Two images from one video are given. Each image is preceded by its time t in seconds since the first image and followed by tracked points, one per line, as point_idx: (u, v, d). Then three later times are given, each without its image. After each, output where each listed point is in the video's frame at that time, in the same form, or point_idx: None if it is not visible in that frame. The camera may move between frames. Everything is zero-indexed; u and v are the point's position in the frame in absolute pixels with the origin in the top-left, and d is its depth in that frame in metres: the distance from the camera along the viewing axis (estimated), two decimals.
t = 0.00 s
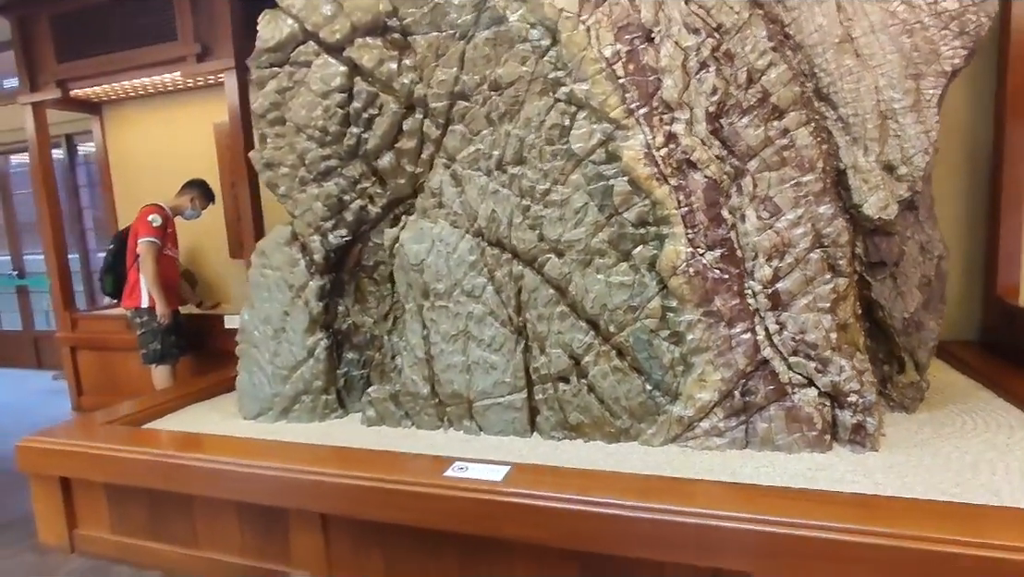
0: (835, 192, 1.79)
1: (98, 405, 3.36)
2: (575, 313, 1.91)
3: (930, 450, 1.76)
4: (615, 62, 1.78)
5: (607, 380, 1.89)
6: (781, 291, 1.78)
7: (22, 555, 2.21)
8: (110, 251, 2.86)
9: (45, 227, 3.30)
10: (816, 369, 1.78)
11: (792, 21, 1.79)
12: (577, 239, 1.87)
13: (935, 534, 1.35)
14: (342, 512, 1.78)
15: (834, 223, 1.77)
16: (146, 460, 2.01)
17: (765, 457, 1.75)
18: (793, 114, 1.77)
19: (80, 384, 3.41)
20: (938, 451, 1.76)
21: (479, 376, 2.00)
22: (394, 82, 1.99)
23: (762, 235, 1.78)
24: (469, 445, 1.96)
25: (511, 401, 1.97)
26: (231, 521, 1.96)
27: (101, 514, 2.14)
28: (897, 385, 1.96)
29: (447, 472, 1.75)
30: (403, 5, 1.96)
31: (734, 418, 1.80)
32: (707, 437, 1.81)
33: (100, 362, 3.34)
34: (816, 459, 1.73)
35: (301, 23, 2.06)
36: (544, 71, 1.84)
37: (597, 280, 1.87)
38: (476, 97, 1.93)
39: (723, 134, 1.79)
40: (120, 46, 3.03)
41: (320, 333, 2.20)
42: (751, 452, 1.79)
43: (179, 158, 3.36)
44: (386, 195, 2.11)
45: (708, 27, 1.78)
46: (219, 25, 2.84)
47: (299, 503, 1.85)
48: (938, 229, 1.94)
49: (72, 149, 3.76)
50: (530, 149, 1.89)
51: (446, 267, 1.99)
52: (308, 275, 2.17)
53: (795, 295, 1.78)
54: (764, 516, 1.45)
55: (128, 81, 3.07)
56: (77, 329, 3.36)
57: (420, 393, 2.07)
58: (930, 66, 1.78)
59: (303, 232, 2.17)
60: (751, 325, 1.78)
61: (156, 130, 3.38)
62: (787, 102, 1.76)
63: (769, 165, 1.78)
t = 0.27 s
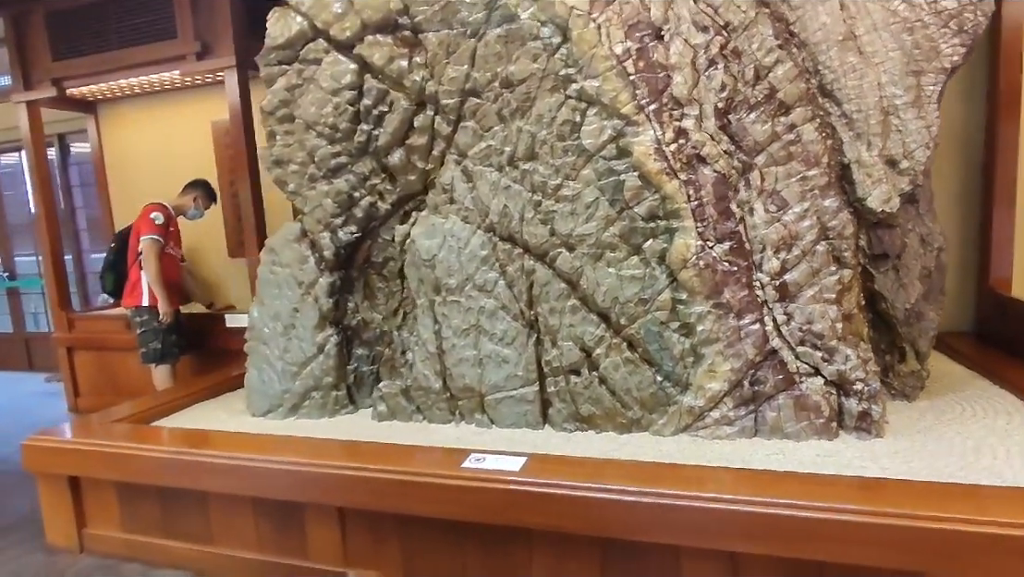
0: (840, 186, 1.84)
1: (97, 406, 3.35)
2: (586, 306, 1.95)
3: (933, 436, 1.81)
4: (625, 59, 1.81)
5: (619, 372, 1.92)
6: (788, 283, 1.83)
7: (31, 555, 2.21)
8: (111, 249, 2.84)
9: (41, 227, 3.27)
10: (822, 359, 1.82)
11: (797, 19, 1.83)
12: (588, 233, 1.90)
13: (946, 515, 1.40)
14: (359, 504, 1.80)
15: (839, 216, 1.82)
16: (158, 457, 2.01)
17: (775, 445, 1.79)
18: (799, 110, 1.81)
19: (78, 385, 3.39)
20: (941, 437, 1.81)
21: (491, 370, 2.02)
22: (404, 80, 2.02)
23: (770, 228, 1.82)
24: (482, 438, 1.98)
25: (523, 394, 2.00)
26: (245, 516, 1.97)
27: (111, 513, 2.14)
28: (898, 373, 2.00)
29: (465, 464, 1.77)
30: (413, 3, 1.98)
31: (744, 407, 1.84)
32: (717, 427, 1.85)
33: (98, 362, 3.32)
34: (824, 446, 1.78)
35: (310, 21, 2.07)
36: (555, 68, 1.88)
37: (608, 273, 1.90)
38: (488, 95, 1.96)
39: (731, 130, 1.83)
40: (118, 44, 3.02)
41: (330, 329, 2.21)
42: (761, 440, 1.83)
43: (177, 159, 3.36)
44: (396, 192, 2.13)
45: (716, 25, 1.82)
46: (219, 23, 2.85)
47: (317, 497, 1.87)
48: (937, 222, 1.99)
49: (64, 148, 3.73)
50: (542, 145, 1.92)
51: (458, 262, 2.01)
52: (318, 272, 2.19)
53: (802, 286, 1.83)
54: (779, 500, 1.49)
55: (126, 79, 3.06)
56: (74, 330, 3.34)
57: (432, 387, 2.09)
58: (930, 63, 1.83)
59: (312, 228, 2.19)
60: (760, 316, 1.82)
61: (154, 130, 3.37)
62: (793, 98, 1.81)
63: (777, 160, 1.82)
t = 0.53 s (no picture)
0: (845, 185, 1.87)
1: (91, 414, 3.31)
2: (596, 306, 1.96)
3: (941, 430, 1.84)
4: (634, 61, 1.83)
5: (630, 371, 1.93)
6: (797, 280, 1.85)
7: (36, 564, 2.18)
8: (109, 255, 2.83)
9: (33, 233, 3.23)
10: (831, 355, 1.85)
11: (802, 20, 1.86)
12: (599, 234, 1.92)
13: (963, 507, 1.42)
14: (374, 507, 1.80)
15: (846, 214, 1.85)
16: (167, 463, 2.00)
17: (787, 441, 1.81)
18: (806, 111, 1.84)
19: (71, 394, 3.35)
20: (948, 430, 1.83)
21: (502, 371, 2.03)
22: (412, 82, 2.02)
23: (778, 226, 1.84)
24: (494, 439, 1.99)
25: (535, 395, 2.01)
26: (256, 522, 1.96)
27: (119, 521, 2.12)
28: (902, 369, 2.03)
29: (483, 465, 1.77)
30: (421, 5, 1.98)
31: (755, 404, 1.86)
32: (728, 424, 1.87)
33: (93, 370, 3.29)
34: (835, 441, 1.80)
35: (316, 24, 2.07)
36: (565, 70, 1.89)
37: (619, 273, 1.92)
38: (497, 96, 1.97)
39: (739, 130, 1.85)
40: (111, 47, 2.98)
41: (337, 333, 2.21)
42: (772, 436, 1.85)
43: (172, 163, 3.34)
44: (403, 194, 2.13)
45: (723, 27, 1.84)
46: (216, 26, 2.82)
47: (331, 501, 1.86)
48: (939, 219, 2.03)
49: (53, 154, 3.70)
50: (551, 146, 1.93)
51: (468, 263, 2.02)
52: (325, 275, 2.18)
53: (810, 284, 1.85)
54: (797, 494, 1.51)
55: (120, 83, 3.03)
56: (67, 338, 3.29)
57: (442, 389, 2.09)
58: (932, 63, 1.86)
59: (319, 231, 2.18)
60: (770, 314, 1.83)
61: (148, 134, 3.36)
62: (800, 99, 1.84)
63: (784, 159, 1.84)
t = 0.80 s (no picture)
0: (853, 190, 1.90)
1: (85, 428, 3.27)
2: (610, 311, 1.97)
3: (950, 428, 1.87)
4: (645, 69, 1.84)
5: (645, 376, 1.95)
6: (808, 283, 1.88)
7: None
8: (108, 266, 2.82)
9: (25, 244, 3.18)
10: (842, 356, 1.88)
11: (808, 29, 1.90)
12: (612, 240, 1.93)
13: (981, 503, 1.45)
14: (394, 516, 1.80)
15: (855, 218, 1.88)
16: (179, 476, 1.98)
17: (802, 442, 1.84)
18: (815, 117, 1.87)
19: (65, 408, 3.30)
20: (957, 428, 1.87)
21: (516, 377, 2.03)
22: (423, 90, 2.02)
23: (789, 230, 1.87)
24: (509, 445, 1.99)
25: (549, 400, 2.02)
26: (271, 534, 1.95)
27: (131, 535, 2.11)
28: (909, 370, 2.06)
29: (503, 471, 1.79)
30: (432, 14, 1.99)
31: (769, 406, 1.89)
32: (743, 426, 1.89)
33: (89, 384, 3.24)
34: (848, 441, 1.83)
35: (325, 33, 2.08)
36: (577, 77, 1.90)
37: (633, 278, 1.93)
38: (508, 104, 1.98)
39: (750, 137, 1.88)
40: (106, 56, 2.95)
41: (348, 341, 2.20)
42: (787, 437, 1.87)
43: (167, 171, 3.33)
44: (413, 202, 2.13)
45: (733, 35, 1.87)
46: (214, 34, 2.80)
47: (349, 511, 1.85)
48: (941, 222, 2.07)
49: (42, 164, 3.66)
50: (564, 154, 1.95)
51: (481, 270, 2.03)
52: (335, 284, 2.18)
53: (821, 287, 1.88)
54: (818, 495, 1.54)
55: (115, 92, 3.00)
56: (60, 350, 3.25)
57: (455, 397, 2.10)
58: (935, 71, 1.90)
59: (328, 240, 2.18)
60: (782, 316, 1.86)
61: (142, 143, 3.34)
62: (809, 105, 1.87)
63: (794, 165, 1.88)
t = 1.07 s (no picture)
0: (856, 192, 1.96)
1: (79, 437, 3.24)
2: (621, 312, 2.00)
3: (952, 422, 1.92)
4: (655, 74, 1.87)
5: (656, 375, 1.98)
6: (814, 283, 1.93)
7: None
8: (105, 272, 2.81)
9: (16, 250, 3.15)
10: (848, 354, 1.92)
11: (811, 36, 1.96)
12: (623, 241, 1.97)
13: (989, 493, 1.51)
14: (413, 517, 1.82)
15: (858, 219, 1.94)
16: (192, 482, 1.97)
17: (810, 438, 1.88)
18: (820, 121, 1.92)
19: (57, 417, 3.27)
20: (958, 422, 1.93)
21: (528, 378, 2.06)
22: (433, 94, 2.04)
23: (796, 232, 1.92)
24: (523, 446, 2.02)
25: (561, 401, 2.04)
26: (287, 539, 1.96)
27: (140, 543, 2.09)
28: (909, 366, 2.10)
29: (522, 471, 1.81)
30: (443, 20, 2.02)
31: (777, 404, 1.93)
32: (752, 423, 1.93)
33: (82, 390, 3.22)
34: (855, 436, 1.88)
35: (335, 38, 2.09)
36: (587, 82, 1.93)
37: (643, 279, 1.97)
38: (519, 108, 2.00)
39: (757, 140, 1.93)
40: (100, 60, 2.91)
41: (357, 345, 2.21)
42: (795, 434, 1.91)
43: (161, 177, 3.33)
44: (423, 206, 2.14)
45: (740, 41, 1.92)
46: (213, 38, 2.79)
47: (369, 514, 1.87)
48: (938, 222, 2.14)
49: (30, 170, 3.62)
50: (575, 157, 1.98)
51: (492, 272, 2.05)
52: (344, 287, 2.18)
53: (826, 287, 1.93)
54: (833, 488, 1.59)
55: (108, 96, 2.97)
56: (52, 358, 3.23)
57: (467, 399, 2.12)
58: (932, 77, 1.96)
59: (337, 244, 2.18)
60: (790, 316, 1.90)
61: (136, 148, 3.35)
62: (813, 110, 1.92)
63: (800, 167, 1.93)
